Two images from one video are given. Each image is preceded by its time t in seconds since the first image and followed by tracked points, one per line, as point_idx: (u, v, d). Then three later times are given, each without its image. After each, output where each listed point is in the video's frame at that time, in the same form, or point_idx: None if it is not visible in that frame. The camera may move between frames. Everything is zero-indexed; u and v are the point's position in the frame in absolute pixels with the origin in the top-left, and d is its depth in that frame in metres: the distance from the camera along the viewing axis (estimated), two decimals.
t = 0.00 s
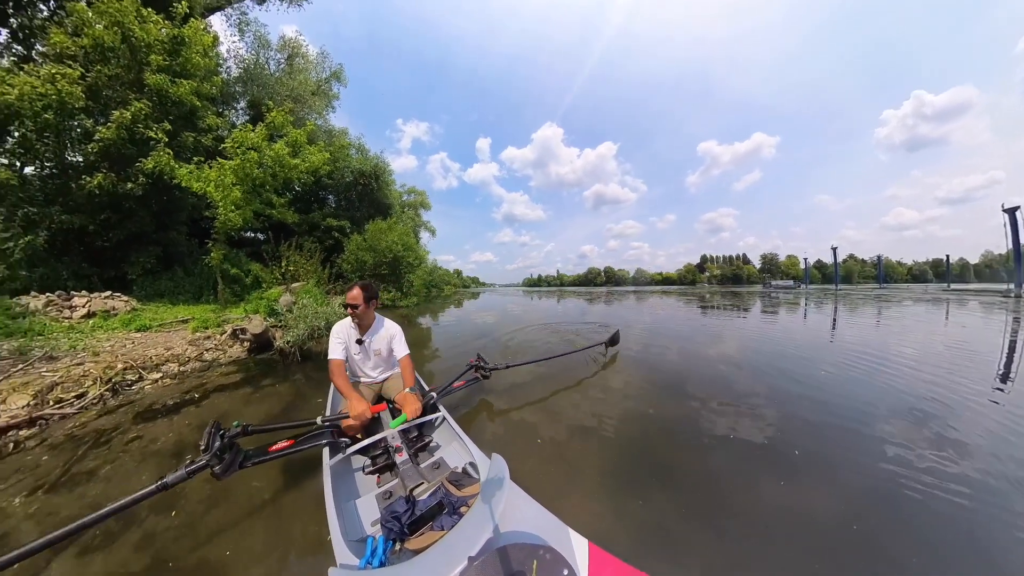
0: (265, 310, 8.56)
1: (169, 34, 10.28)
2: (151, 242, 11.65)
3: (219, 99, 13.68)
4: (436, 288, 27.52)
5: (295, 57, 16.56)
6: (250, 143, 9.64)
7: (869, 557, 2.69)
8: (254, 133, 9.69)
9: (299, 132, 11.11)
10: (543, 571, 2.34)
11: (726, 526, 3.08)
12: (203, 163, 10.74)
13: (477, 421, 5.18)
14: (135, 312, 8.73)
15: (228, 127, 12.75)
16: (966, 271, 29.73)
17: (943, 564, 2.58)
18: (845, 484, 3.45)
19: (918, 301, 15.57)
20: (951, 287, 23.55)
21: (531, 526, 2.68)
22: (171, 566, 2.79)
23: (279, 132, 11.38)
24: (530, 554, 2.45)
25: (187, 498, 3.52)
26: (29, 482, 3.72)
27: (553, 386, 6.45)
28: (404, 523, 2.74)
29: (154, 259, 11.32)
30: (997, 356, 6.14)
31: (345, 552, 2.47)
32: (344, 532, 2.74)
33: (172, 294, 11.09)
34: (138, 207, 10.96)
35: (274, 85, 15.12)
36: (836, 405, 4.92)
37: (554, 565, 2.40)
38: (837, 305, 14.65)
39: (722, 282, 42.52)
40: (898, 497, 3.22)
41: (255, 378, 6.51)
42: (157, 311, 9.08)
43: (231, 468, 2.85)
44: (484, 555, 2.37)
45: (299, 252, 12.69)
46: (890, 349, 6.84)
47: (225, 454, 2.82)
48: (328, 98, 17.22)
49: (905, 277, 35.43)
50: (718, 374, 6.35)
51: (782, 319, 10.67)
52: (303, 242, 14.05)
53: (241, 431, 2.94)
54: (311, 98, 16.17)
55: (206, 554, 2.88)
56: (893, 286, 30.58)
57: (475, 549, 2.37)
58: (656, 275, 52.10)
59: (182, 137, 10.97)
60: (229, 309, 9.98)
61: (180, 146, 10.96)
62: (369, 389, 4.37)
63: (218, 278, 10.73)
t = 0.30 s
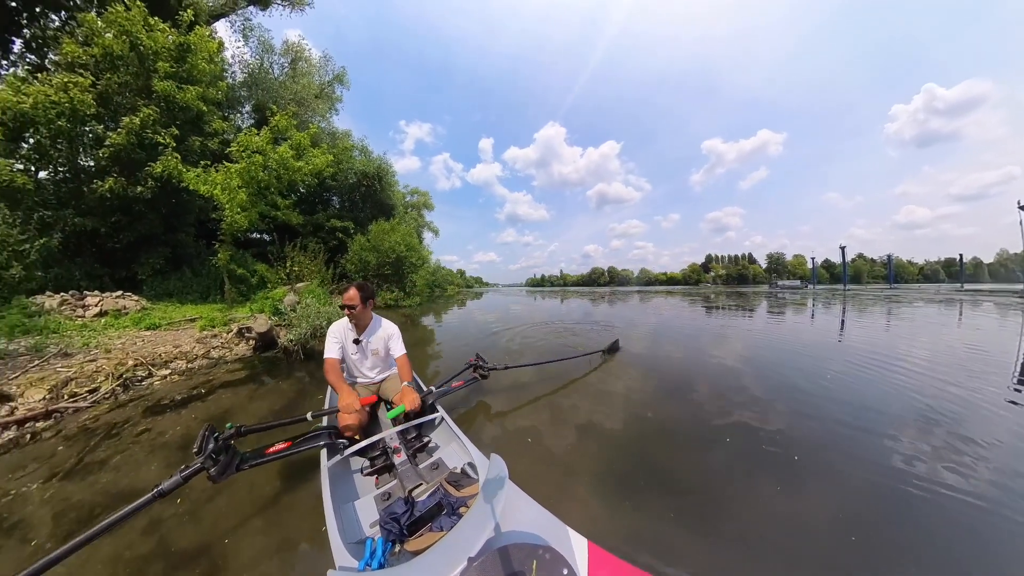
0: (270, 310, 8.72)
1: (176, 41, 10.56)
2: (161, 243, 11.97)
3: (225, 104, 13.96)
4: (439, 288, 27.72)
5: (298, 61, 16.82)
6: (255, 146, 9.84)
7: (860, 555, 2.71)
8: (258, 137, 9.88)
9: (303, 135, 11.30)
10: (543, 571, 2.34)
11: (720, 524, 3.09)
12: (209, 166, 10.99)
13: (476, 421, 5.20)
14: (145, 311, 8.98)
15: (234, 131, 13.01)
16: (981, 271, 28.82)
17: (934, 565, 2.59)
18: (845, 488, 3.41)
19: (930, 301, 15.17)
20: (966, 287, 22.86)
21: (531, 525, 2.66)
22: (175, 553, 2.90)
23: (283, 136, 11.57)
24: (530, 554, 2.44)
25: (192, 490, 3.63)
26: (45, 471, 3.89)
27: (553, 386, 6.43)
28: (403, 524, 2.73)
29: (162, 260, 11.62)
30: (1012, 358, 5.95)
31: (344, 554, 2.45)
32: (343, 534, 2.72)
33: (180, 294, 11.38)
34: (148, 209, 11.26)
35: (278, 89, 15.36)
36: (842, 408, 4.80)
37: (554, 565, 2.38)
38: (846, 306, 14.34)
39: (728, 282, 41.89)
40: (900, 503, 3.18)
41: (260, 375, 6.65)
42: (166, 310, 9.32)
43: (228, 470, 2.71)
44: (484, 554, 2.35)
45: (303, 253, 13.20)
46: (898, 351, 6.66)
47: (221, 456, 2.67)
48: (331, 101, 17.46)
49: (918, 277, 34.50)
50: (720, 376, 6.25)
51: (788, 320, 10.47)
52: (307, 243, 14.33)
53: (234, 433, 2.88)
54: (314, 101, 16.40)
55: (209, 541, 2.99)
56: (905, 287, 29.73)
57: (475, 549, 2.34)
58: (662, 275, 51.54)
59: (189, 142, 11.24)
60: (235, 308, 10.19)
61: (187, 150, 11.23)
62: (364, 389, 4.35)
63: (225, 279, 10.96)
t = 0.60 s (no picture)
0: (274, 309, 8.88)
1: (182, 48, 10.85)
2: (170, 245, 12.28)
3: (230, 108, 14.26)
4: (442, 288, 27.92)
5: (301, 65, 17.08)
6: (260, 150, 10.05)
7: (852, 557, 2.69)
8: (263, 141, 10.09)
9: (306, 138, 11.50)
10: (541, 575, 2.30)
11: (712, 526, 3.09)
12: (215, 169, 11.24)
13: (475, 421, 5.21)
14: (154, 310, 9.24)
15: (239, 134, 13.28)
16: (997, 271, 27.95)
17: (929, 566, 2.56)
18: (840, 490, 3.38)
19: (941, 303, 14.79)
20: (979, 288, 22.25)
21: (528, 529, 2.62)
22: (179, 544, 2.99)
23: (287, 139, 11.77)
24: (527, 558, 2.39)
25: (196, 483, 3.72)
26: (59, 459, 4.04)
27: (551, 386, 6.42)
28: (397, 528, 2.75)
29: (171, 261, 11.94)
30: None
31: (338, 557, 2.45)
32: (337, 537, 2.75)
33: (189, 293, 11.70)
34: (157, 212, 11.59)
35: (282, 92, 15.62)
36: (845, 412, 4.68)
37: (552, 570, 2.36)
38: (853, 307, 14.04)
39: (734, 282, 41.30)
40: (897, 505, 3.14)
41: (264, 372, 6.79)
42: (174, 309, 9.57)
43: (220, 470, 2.67)
44: (481, 558, 2.27)
45: (307, 254, 13.83)
46: (907, 354, 6.50)
47: (213, 454, 2.66)
48: (333, 105, 17.70)
49: (930, 278, 33.65)
50: (721, 378, 6.17)
51: (793, 321, 10.31)
52: (311, 244, 14.68)
53: (229, 429, 2.98)
54: (317, 104, 16.65)
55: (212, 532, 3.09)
56: (918, 287, 28.91)
57: (471, 554, 2.23)
58: (667, 275, 51.02)
59: (196, 146, 11.53)
60: (241, 307, 10.42)
61: (194, 154, 11.52)
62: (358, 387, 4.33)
63: (232, 279, 11.22)
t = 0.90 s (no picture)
0: (279, 309, 9.04)
1: (189, 56, 11.13)
2: (179, 247, 12.58)
3: (237, 112, 14.54)
4: (445, 288, 28.12)
5: (305, 69, 17.34)
6: (265, 154, 10.25)
7: (847, 555, 2.69)
8: (267, 145, 10.28)
9: (309, 142, 11.69)
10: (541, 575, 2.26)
11: (707, 524, 3.10)
12: (222, 173, 11.50)
13: (475, 420, 5.24)
14: (164, 309, 9.49)
15: (245, 138, 13.55)
16: (1015, 271, 27.05)
17: (924, 567, 2.54)
18: (840, 491, 3.35)
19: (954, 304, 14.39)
20: (995, 288, 21.57)
21: (528, 529, 2.58)
22: (188, 533, 3.08)
23: (291, 143, 11.97)
24: (528, 558, 2.35)
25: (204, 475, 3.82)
26: (76, 447, 4.20)
27: (552, 386, 6.41)
28: (398, 528, 2.77)
29: (180, 262, 12.25)
30: None
31: (338, 558, 2.43)
32: (337, 538, 2.78)
33: (196, 293, 12.02)
34: (167, 215, 11.89)
35: (286, 96, 15.86)
36: (852, 415, 4.59)
37: (552, 569, 2.32)
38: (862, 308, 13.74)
39: (739, 282, 40.69)
40: (895, 506, 3.11)
41: (271, 369, 6.92)
42: (183, 308, 9.82)
43: (219, 472, 2.71)
44: (481, 559, 2.23)
45: (311, 255, 14.09)
46: (917, 356, 6.33)
47: (212, 457, 2.70)
48: (335, 108, 17.93)
49: (944, 279, 32.75)
50: (723, 379, 6.09)
51: (799, 322, 10.12)
52: (316, 245, 14.98)
53: (229, 429, 3.05)
54: (320, 108, 16.89)
55: (219, 523, 3.17)
56: (932, 287, 28.09)
57: (471, 555, 2.21)
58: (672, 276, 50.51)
59: (204, 151, 11.81)
60: (248, 306, 10.63)
61: (202, 158, 11.80)
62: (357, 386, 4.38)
63: (239, 279, 11.47)
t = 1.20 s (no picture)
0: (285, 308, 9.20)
1: (195, 63, 11.39)
2: (187, 248, 12.90)
3: (242, 116, 14.81)
4: (448, 288, 28.29)
5: (307, 72, 17.57)
6: (271, 157, 10.45)
7: (845, 554, 2.68)
8: (272, 149, 10.47)
9: (313, 145, 11.87)
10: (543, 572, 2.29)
11: (704, 522, 3.10)
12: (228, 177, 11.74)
13: (478, 420, 5.26)
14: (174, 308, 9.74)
15: (250, 141, 13.80)
16: None
17: (923, 569, 2.51)
18: (841, 492, 3.31)
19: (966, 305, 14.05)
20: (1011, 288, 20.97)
21: (530, 526, 2.57)
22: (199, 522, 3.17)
23: (296, 146, 12.16)
24: (530, 555, 2.38)
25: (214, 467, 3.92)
26: (94, 436, 4.36)
27: (554, 386, 6.40)
28: (400, 527, 2.78)
29: (189, 263, 12.57)
30: None
31: (342, 557, 2.45)
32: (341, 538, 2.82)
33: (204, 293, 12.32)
34: (176, 218, 12.19)
35: (290, 100, 16.10)
36: (859, 416, 4.50)
37: (554, 566, 2.34)
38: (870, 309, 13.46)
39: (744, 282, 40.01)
40: (899, 507, 3.08)
41: (278, 365, 7.05)
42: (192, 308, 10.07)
43: (221, 474, 2.74)
44: (484, 557, 2.23)
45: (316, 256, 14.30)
46: (927, 357, 6.19)
47: (214, 459, 2.73)
48: (338, 111, 18.14)
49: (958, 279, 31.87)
50: (726, 380, 6.01)
51: (805, 322, 9.95)
52: (320, 246, 15.20)
53: (234, 430, 3.12)
54: (323, 111, 17.10)
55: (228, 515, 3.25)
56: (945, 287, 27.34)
57: (474, 551, 2.20)
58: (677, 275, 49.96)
59: (211, 155, 12.09)
60: (254, 306, 10.84)
61: (209, 162, 12.07)
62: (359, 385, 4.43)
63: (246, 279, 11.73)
